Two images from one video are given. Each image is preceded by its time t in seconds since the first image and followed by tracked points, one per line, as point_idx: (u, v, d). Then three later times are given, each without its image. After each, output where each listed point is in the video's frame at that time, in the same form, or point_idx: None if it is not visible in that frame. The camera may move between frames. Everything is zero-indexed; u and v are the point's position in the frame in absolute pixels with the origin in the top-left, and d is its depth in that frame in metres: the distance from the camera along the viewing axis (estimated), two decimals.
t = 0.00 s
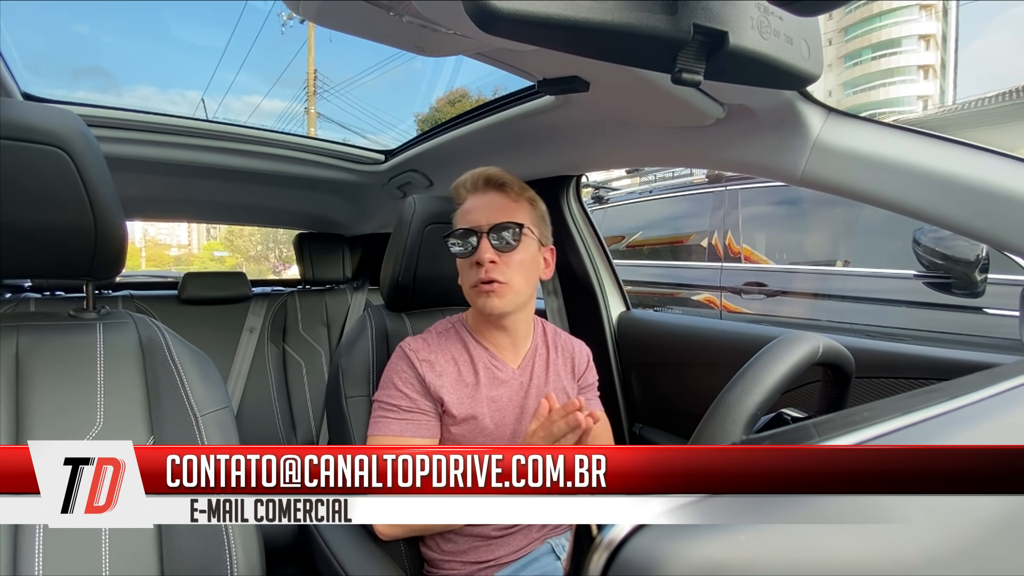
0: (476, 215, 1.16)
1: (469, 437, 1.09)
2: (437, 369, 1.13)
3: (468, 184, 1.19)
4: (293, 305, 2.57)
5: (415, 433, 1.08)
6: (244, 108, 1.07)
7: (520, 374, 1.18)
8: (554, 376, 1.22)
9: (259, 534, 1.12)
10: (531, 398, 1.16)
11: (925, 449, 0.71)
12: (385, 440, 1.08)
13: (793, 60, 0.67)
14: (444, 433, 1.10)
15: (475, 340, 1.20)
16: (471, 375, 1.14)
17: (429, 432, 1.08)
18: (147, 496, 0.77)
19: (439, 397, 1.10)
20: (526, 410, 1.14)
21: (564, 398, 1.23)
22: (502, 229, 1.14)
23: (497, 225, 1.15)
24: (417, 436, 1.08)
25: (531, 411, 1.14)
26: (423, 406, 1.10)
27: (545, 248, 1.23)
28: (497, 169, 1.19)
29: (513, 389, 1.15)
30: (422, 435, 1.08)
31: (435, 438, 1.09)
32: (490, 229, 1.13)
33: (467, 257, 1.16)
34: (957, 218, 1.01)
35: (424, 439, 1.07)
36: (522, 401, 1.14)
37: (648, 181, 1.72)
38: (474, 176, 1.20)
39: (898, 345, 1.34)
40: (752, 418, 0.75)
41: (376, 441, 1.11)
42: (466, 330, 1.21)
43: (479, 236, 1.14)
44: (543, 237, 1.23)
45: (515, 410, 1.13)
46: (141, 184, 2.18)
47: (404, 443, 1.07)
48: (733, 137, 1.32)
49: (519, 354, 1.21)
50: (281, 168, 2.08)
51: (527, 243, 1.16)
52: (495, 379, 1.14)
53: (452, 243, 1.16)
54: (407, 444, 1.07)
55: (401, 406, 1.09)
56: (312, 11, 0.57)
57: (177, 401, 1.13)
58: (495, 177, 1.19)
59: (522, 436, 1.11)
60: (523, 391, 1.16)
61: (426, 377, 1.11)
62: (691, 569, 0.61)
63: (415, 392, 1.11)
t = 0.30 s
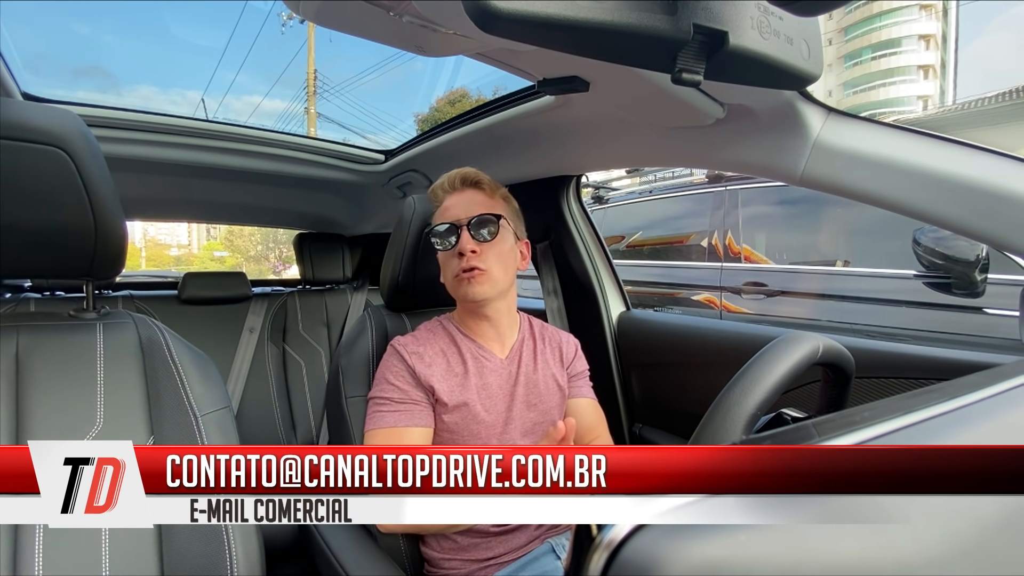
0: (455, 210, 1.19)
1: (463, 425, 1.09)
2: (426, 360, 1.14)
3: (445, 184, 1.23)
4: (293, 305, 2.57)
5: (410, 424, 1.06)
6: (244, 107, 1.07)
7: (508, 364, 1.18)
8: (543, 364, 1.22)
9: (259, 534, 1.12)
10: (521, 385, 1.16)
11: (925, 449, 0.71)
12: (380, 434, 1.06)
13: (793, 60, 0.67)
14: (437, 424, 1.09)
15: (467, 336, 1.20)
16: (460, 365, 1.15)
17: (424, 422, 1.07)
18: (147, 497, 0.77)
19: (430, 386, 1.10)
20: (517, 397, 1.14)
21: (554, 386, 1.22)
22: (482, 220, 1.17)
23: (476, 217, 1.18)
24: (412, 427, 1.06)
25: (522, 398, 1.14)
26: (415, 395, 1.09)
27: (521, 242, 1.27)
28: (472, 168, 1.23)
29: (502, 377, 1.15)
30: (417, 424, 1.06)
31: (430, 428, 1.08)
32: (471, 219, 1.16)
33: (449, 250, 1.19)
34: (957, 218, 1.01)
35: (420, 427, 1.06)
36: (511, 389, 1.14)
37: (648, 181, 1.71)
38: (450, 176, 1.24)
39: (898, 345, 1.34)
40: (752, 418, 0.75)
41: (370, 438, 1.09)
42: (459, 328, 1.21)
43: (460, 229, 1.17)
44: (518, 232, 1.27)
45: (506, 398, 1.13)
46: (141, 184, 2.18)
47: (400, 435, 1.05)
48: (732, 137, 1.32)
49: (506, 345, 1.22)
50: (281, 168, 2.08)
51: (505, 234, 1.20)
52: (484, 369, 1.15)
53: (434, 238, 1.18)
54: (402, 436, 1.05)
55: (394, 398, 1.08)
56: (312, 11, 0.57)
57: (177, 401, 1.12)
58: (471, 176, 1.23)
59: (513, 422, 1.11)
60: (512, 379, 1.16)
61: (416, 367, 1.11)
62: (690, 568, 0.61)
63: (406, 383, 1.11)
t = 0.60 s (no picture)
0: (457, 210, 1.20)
1: (464, 426, 1.08)
2: (427, 361, 1.14)
3: (447, 184, 1.24)
4: (293, 305, 2.58)
5: (411, 424, 1.06)
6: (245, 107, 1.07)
7: (509, 364, 1.18)
8: (543, 364, 1.22)
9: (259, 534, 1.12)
10: (521, 386, 1.16)
11: (925, 449, 0.71)
12: (381, 435, 1.06)
13: (793, 60, 0.67)
14: (438, 424, 1.09)
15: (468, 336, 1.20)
16: (461, 365, 1.15)
17: (424, 423, 1.07)
18: (147, 497, 0.77)
19: (431, 386, 1.10)
20: (517, 398, 1.14)
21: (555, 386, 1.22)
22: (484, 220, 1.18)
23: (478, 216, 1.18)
24: (413, 427, 1.06)
25: (522, 399, 1.14)
26: (416, 396, 1.09)
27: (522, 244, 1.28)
28: (475, 168, 1.24)
29: (503, 378, 1.15)
30: (418, 425, 1.06)
31: (431, 428, 1.08)
32: (473, 218, 1.16)
33: (450, 249, 1.19)
34: (957, 218, 1.01)
35: (421, 428, 1.06)
36: (512, 389, 1.14)
37: (648, 181, 1.71)
38: (453, 176, 1.24)
39: (898, 345, 1.34)
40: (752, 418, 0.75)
41: (371, 438, 1.08)
42: (457, 328, 1.21)
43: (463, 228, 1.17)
44: (519, 232, 1.28)
45: (507, 399, 1.13)
46: (141, 184, 2.18)
47: (401, 435, 1.05)
48: (732, 137, 1.32)
49: (506, 345, 1.22)
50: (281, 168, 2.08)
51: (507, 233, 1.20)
52: (485, 370, 1.15)
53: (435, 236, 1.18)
54: (404, 437, 1.05)
55: (395, 399, 1.08)
56: (312, 11, 0.57)
57: (177, 402, 1.12)
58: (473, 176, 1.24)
59: (513, 423, 1.11)
60: (513, 379, 1.16)
61: (417, 368, 1.11)
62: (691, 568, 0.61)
63: (407, 384, 1.10)
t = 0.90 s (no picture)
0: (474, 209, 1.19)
1: (468, 421, 1.09)
2: (432, 355, 1.14)
3: (468, 184, 1.24)
4: (293, 305, 2.58)
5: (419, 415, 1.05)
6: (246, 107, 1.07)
7: (513, 363, 1.19)
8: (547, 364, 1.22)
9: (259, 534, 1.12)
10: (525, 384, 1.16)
11: (926, 448, 0.71)
12: (389, 427, 1.05)
13: (793, 61, 0.67)
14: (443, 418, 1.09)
15: (470, 336, 1.20)
16: (465, 361, 1.15)
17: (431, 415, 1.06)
18: (147, 497, 0.77)
19: (437, 380, 1.10)
20: (521, 397, 1.14)
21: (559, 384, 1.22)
22: (500, 223, 1.18)
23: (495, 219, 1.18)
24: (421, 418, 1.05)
25: (526, 398, 1.14)
26: (422, 388, 1.09)
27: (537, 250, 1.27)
28: (497, 171, 1.24)
29: (507, 375, 1.16)
30: (427, 415, 1.06)
31: (438, 420, 1.07)
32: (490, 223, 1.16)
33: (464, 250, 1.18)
34: (957, 218, 1.01)
35: (429, 418, 1.05)
36: (516, 387, 1.15)
37: (648, 181, 1.72)
38: (476, 173, 1.24)
39: (898, 345, 1.34)
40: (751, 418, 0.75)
41: (377, 432, 1.07)
42: (460, 326, 1.21)
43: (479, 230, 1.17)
44: (536, 237, 1.27)
45: (511, 396, 1.13)
46: (141, 185, 2.18)
47: (411, 427, 1.04)
48: (732, 137, 1.32)
49: (509, 344, 1.21)
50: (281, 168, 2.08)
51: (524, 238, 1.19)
52: (490, 366, 1.15)
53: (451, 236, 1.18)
54: (412, 429, 1.04)
55: (402, 391, 1.08)
56: (312, 11, 0.57)
57: (177, 401, 1.12)
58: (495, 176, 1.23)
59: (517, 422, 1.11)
60: (517, 377, 1.16)
61: (422, 361, 1.11)
62: (691, 568, 0.61)
63: (413, 377, 1.10)
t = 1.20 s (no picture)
0: (502, 219, 1.12)
1: (477, 432, 1.10)
2: (442, 364, 1.13)
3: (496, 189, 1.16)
4: (293, 305, 2.58)
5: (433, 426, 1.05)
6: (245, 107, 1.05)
7: (521, 371, 1.18)
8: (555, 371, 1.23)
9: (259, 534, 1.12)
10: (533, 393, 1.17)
11: (926, 449, 0.70)
12: (399, 436, 1.04)
13: (793, 61, 0.67)
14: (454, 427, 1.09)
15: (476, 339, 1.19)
16: (475, 370, 1.14)
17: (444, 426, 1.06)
18: (147, 497, 0.77)
19: (447, 390, 1.10)
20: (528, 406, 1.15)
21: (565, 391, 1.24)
22: (528, 240, 1.11)
23: (523, 234, 1.11)
24: (434, 428, 1.05)
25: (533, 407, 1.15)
26: (434, 399, 1.08)
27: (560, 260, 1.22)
28: (528, 177, 1.15)
29: (515, 385, 1.16)
30: (438, 425, 1.06)
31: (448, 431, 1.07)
32: (517, 239, 1.10)
33: (486, 264, 1.12)
34: (957, 218, 1.01)
35: (440, 428, 1.05)
36: (525, 398, 1.15)
37: (648, 181, 1.71)
38: (505, 176, 1.16)
39: (898, 345, 1.34)
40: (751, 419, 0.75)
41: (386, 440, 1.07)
42: (466, 327, 1.21)
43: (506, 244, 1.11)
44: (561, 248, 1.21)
45: (518, 406, 1.14)
46: (140, 184, 2.18)
47: (422, 435, 1.04)
48: (732, 137, 1.32)
49: (518, 352, 1.20)
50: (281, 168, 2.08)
51: (551, 256, 1.13)
52: (499, 376, 1.15)
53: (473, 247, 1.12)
54: (424, 437, 1.04)
55: (413, 400, 1.07)
56: (312, 11, 0.57)
57: (177, 401, 1.12)
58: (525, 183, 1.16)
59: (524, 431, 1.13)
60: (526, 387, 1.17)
61: (433, 371, 1.11)
62: (690, 567, 0.61)
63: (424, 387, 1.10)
